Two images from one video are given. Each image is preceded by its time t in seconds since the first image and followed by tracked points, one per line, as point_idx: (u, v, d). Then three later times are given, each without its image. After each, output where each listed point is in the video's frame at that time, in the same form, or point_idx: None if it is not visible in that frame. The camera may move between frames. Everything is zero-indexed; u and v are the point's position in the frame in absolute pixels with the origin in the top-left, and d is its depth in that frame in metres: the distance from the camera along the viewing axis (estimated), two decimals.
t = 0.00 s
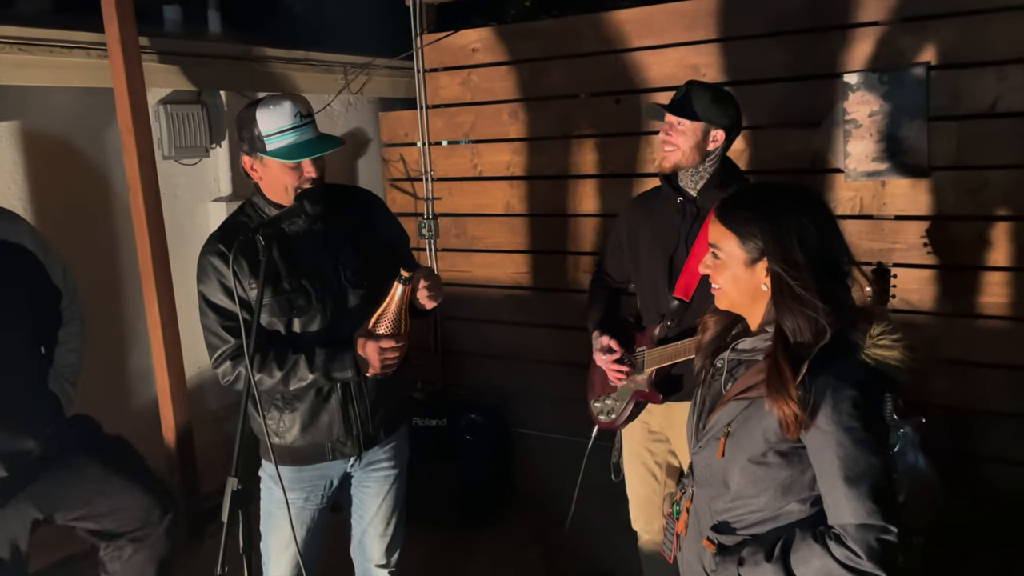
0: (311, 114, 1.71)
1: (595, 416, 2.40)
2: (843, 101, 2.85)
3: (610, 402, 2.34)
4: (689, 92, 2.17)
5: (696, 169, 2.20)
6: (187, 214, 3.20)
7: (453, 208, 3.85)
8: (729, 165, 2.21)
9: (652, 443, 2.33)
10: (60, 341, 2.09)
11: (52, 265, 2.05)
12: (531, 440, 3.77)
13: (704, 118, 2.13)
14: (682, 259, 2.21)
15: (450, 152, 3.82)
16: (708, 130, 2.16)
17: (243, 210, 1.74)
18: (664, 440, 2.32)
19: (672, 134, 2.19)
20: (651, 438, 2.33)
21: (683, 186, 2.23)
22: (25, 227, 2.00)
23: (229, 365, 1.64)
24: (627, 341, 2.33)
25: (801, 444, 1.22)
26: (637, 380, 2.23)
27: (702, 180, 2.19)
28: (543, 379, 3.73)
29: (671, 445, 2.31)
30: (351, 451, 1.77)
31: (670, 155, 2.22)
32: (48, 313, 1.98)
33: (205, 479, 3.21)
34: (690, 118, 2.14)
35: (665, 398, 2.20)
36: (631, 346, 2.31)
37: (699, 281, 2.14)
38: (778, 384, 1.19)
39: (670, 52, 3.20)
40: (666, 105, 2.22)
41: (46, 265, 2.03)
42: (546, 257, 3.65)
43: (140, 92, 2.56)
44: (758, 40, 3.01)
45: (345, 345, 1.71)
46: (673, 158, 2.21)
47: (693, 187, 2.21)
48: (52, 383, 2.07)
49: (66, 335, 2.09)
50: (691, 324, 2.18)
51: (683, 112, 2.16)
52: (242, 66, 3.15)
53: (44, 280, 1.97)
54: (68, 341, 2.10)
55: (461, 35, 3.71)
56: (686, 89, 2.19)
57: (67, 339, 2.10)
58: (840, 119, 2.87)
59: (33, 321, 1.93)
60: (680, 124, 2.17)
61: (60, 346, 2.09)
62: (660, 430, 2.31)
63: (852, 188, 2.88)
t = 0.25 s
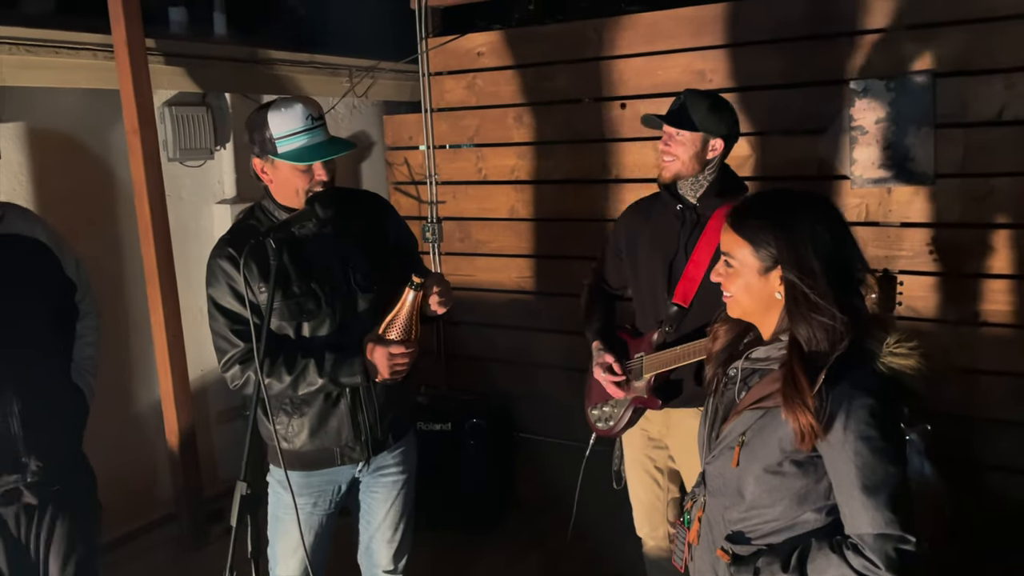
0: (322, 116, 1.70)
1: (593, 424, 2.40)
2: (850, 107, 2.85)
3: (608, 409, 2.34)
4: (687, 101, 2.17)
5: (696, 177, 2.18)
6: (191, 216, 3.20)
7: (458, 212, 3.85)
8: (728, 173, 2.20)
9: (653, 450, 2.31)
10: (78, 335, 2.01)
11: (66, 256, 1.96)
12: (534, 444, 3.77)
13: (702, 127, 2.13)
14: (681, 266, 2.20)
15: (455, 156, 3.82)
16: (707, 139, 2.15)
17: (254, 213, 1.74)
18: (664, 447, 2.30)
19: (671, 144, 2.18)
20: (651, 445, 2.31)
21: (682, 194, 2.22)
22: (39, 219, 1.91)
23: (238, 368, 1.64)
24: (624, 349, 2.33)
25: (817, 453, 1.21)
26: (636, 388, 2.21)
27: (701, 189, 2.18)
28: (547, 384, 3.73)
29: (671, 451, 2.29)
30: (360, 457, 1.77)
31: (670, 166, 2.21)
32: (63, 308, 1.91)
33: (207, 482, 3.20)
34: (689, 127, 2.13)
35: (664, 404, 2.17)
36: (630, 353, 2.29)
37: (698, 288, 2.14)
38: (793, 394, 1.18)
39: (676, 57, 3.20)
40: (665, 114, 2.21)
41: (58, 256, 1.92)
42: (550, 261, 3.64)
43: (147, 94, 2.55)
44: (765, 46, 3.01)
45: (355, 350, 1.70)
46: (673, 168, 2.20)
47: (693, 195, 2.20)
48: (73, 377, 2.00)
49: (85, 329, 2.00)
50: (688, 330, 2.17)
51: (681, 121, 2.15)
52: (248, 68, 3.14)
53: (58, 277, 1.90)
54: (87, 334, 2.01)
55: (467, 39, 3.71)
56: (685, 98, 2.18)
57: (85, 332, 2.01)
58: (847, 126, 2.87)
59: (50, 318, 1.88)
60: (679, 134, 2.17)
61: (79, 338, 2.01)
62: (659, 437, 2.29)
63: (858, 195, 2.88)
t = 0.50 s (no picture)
0: (324, 120, 1.69)
1: (593, 433, 2.38)
2: (853, 114, 2.84)
3: (608, 418, 2.31)
4: (678, 107, 2.17)
5: (687, 183, 2.19)
6: (193, 218, 3.19)
7: (460, 215, 3.84)
8: (721, 183, 2.20)
9: (652, 458, 2.30)
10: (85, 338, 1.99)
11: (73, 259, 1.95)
12: (535, 449, 3.76)
13: (695, 132, 2.13)
14: (678, 274, 2.19)
15: (457, 159, 3.81)
16: (698, 145, 2.15)
17: (255, 217, 1.73)
18: (664, 454, 2.29)
19: (663, 149, 2.19)
20: (651, 453, 2.30)
21: (674, 201, 2.22)
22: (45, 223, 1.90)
23: (238, 373, 1.63)
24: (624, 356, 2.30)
25: (821, 464, 1.20)
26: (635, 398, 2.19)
27: (693, 195, 2.18)
28: (548, 388, 3.71)
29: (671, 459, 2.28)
30: (361, 462, 1.76)
31: (661, 170, 2.21)
32: (70, 311, 1.90)
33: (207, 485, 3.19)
34: (680, 132, 2.14)
35: (665, 414, 2.16)
36: (630, 362, 2.27)
37: (696, 296, 2.13)
38: (797, 404, 1.17)
39: (679, 63, 3.19)
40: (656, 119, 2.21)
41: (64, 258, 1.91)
42: (552, 265, 3.63)
43: (148, 95, 2.55)
44: (768, 52, 3.01)
45: (357, 355, 1.68)
46: (665, 172, 2.21)
47: (683, 202, 2.20)
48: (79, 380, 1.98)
49: (92, 332, 1.98)
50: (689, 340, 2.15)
51: (674, 127, 2.15)
52: (250, 71, 3.14)
53: (64, 279, 1.89)
54: (94, 337, 2.00)
55: (470, 43, 3.70)
56: (676, 104, 2.19)
57: (92, 335, 1.99)
58: (850, 132, 2.86)
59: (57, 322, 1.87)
60: (671, 139, 2.17)
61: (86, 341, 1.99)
62: (658, 444, 2.28)
63: (861, 202, 2.87)
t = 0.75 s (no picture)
0: (316, 122, 1.69)
1: (586, 439, 2.38)
2: (852, 119, 2.83)
3: (600, 424, 2.31)
4: (672, 112, 2.16)
5: (682, 189, 2.17)
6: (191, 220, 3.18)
7: (459, 219, 3.84)
8: (716, 187, 2.19)
9: (645, 464, 2.30)
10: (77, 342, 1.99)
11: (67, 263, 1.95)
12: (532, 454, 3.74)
13: (689, 137, 2.12)
14: (670, 279, 2.18)
15: (456, 163, 3.81)
16: (693, 150, 2.14)
17: (248, 219, 1.73)
18: (657, 460, 2.29)
19: (658, 154, 2.17)
20: (644, 460, 2.30)
21: (669, 206, 2.20)
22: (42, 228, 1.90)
23: (230, 376, 1.62)
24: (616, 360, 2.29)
25: (812, 471, 1.19)
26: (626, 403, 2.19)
27: (688, 200, 2.17)
28: (546, 393, 3.70)
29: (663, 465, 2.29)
30: (353, 466, 1.75)
31: (656, 176, 2.20)
32: (64, 315, 1.91)
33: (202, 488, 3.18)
34: (675, 137, 2.13)
35: (656, 419, 2.16)
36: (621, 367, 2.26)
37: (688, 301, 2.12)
38: (789, 411, 1.16)
39: (678, 67, 3.19)
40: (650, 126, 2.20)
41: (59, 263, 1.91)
42: (550, 270, 3.63)
43: (147, 97, 2.54)
44: (767, 57, 3.00)
45: (350, 360, 1.69)
46: (659, 178, 2.19)
47: (679, 207, 2.18)
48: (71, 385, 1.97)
49: (85, 337, 1.98)
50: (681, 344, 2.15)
51: (668, 132, 2.14)
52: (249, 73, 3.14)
53: (58, 283, 1.89)
54: (87, 342, 2.00)
55: (469, 46, 3.70)
56: (670, 109, 2.17)
57: (84, 339, 1.99)
58: (849, 138, 2.85)
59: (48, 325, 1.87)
60: (666, 145, 2.17)
61: (77, 346, 1.99)
62: (651, 451, 2.28)
63: (860, 208, 2.86)
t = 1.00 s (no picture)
0: (308, 124, 1.70)
1: (579, 442, 2.36)
2: (851, 124, 2.83)
3: (594, 427, 2.29)
4: (671, 117, 2.16)
5: (682, 193, 2.17)
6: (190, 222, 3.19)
7: (458, 222, 3.84)
8: (717, 189, 2.18)
9: (640, 468, 2.30)
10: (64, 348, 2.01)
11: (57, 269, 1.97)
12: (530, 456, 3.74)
13: (688, 143, 2.12)
14: (669, 282, 2.19)
15: (456, 166, 3.81)
16: (692, 155, 2.14)
17: (240, 222, 1.73)
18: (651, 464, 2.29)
19: (657, 160, 2.17)
20: (638, 464, 2.30)
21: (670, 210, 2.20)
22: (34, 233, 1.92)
23: (221, 379, 1.62)
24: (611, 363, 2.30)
25: (797, 477, 1.19)
26: (621, 406, 2.18)
27: (689, 204, 2.17)
28: (544, 396, 3.70)
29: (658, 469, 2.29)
30: (344, 469, 1.75)
31: (656, 182, 2.19)
32: (52, 320, 1.93)
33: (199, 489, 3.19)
34: (672, 143, 2.13)
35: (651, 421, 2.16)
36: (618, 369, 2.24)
37: (685, 304, 2.12)
38: (771, 417, 1.16)
39: (677, 72, 3.19)
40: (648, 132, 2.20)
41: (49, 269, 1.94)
42: (549, 273, 3.63)
43: (145, 100, 2.55)
44: (766, 61, 3.00)
45: (340, 362, 1.67)
46: (660, 183, 2.18)
47: (680, 211, 2.18)
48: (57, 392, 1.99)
49: (72, 342, 2.00)
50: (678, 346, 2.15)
51: (666, 137, 2.14)
52: (248, 76, 3.14)
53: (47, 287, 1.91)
54: (74, 347, 2.02)
55: (469, 50, 3.71)
56: (670, 114, 2.17)
57: (71, 345, 2.01)
58: (848, 142, 2.85)
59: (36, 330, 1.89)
60: (664, 150, 2.16)
61: (65, 352, 2.00)
62: (646, 455, 2.28)
63: (858, 212, 2.86)
